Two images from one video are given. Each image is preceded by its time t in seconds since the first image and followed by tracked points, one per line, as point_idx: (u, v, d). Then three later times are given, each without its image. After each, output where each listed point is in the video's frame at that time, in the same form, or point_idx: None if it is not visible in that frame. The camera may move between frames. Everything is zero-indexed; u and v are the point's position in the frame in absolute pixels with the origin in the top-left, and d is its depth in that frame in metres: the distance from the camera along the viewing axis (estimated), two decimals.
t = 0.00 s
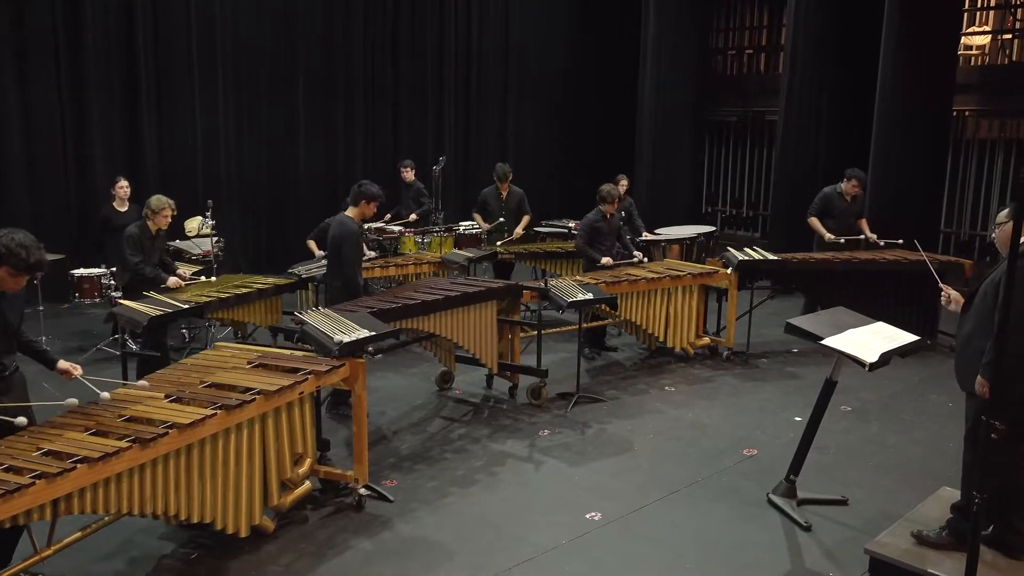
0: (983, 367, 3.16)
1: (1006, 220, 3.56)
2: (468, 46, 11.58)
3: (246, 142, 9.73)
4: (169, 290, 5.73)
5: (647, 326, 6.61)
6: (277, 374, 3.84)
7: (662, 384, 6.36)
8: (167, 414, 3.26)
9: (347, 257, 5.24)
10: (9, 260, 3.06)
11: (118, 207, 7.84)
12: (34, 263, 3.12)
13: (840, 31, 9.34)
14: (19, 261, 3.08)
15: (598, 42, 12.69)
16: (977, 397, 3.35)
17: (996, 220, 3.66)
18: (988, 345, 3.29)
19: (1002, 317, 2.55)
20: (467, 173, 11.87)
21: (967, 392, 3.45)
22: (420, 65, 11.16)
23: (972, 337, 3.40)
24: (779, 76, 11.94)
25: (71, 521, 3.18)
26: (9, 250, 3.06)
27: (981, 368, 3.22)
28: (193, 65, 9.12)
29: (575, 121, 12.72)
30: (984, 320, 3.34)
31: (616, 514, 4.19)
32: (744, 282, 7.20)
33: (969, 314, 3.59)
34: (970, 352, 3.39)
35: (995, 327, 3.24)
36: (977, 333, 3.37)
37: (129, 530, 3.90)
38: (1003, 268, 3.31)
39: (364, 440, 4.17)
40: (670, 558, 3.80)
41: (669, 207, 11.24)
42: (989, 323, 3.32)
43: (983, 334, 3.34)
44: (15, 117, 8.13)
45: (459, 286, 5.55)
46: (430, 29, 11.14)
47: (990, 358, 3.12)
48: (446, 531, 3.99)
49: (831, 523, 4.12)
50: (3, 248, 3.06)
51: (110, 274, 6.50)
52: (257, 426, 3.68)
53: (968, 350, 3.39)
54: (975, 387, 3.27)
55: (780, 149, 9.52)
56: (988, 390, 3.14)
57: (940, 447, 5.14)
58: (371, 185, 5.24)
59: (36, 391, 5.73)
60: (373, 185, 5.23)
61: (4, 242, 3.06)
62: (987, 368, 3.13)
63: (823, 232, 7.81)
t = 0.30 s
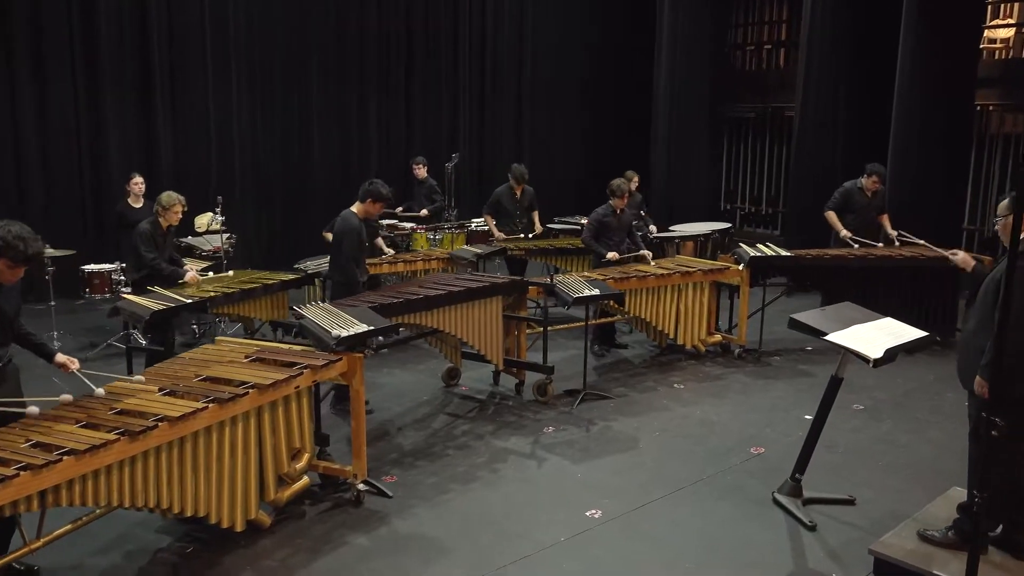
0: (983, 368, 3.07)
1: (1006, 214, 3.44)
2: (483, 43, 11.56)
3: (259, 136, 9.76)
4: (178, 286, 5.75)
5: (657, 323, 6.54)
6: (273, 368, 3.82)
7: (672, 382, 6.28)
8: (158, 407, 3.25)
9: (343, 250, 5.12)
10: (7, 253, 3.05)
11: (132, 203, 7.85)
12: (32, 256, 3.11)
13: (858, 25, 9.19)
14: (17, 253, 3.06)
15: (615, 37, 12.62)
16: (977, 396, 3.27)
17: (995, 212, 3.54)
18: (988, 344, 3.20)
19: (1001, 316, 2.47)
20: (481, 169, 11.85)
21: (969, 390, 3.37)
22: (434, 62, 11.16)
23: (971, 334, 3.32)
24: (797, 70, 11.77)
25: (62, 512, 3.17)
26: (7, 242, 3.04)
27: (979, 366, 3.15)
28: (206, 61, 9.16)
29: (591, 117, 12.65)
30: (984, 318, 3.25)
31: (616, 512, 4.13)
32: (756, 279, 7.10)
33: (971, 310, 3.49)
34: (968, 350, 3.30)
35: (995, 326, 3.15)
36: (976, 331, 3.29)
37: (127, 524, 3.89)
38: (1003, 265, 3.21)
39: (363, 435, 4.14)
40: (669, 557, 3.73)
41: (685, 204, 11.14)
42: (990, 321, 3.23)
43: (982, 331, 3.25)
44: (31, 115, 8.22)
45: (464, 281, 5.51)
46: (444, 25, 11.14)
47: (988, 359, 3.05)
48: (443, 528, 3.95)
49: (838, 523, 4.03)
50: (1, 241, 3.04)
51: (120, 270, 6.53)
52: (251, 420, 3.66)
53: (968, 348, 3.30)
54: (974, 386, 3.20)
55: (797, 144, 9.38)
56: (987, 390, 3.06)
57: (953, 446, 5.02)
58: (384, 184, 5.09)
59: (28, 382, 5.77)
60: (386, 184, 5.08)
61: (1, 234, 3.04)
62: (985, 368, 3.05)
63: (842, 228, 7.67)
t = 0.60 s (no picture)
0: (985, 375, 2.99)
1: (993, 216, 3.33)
2: (504, 39, 11.54)
3: (281, 132, 9.80)
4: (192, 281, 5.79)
5: (672, 320, 6.46)
6: (275, 362, 3.82)
7: (686, 379, 6.21)
8: (157, 400, 3.27)
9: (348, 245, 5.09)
10: (7, 254, 3.07)
11: (154, 200, 7.86)
12: (32, 258, 3.13)
13: (884, 16, 9.01)
14: (16, 255, 3.08)
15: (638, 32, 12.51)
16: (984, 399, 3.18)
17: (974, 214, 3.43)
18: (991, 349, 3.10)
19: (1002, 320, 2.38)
20: (502, 165, 11.83)
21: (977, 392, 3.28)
22: (456, 59, 11.17)
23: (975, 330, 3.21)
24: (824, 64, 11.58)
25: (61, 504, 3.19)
26: (8, 243, 3.07)
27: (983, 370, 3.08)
28: (228, 58, 9.22)
29: (613, 112, 12.57)
30: (985, 322, 3.15)
31: (620, 510, 4.10)
32: (775, 276, 6.99)
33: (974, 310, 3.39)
34: (973, 348, 3.19)
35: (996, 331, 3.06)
36: (978, 336, 3.19)
37: (132, 516, 3.92)
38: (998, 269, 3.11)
39: (367, 430, 4.14)
40: (671, 557, 3.68)
41: (708, 200, 11.01)
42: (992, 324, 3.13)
43: (985, 331, 3.14)
44: (57, 113, 8.30)
45: (476, 277, 5.48)
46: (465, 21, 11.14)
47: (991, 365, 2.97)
48: (445, 524, 3.93)
49: (847, 524, 3.95)
50: (3, 242, 3.06)
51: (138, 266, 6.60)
52: (253, 413, 3.67)
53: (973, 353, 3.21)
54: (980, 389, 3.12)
55: (821, 138, 9.22)
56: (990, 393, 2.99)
57: (972, 447, 4.89)
58: (388, 178, 5.02)
59: (27, 372, 5.85)
60: (390, 178, 5.05)
61: (4, 235, 3.07)
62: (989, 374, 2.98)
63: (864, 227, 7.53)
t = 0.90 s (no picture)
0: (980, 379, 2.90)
1: (979, 210, 3.23)
2: (522, 37, 11.54)
3: (298, 132, 9.87)
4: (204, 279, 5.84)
5: (683, 318, 6.40)
6: (275, 358, 3.85)
7: (698, 378, 6.15)
8: (153, 395, 3.30)
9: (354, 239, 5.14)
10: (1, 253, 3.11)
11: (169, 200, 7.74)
12: (23, 255, 3.16)
13: (905, 10, 8.86)
14: (7, 252, 3.12)
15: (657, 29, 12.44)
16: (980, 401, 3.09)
17: (962, 207, 3.33)
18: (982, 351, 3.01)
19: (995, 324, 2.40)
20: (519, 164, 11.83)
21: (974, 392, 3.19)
22: (472, 58, 11.21)
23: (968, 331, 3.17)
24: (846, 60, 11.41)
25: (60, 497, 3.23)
26: None
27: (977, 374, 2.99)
28: (245, 58, 9.29)
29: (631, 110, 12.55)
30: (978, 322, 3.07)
31: (620, 508, 4.08)
32: (789, 274, 6.90)
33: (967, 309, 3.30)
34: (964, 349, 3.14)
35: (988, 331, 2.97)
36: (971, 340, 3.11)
37: (135, 510, 3.96)
38: (985, 266, 3.02)
39: (368, 426, 4.15)
40: (669, 557, 3.65)
41: (727, 197, 10.91)
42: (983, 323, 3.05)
43: (978, 331, 3.05)
44: (78, 112, 8.42)
45: (482, 275, 5.47)
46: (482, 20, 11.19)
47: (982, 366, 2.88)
48: (444, 521, 3.93)
49: (851, 526, 3.89)
50: None
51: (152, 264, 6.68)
52: (252, 409, 3.69)
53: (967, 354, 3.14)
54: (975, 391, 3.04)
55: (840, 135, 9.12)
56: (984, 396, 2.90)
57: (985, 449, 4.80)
58: (394, 171, 5.03)
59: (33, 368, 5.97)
60: (396, 172, 5.04)
61: None
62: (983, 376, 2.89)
63: (883, 226, 7.40)
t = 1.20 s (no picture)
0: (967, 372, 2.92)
1: (964, 206, 3.19)
2: (541, 37, 11.53)
3: (316, 135, 9.94)
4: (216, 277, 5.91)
5: (693, 317, 6.36)
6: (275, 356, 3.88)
7: (707, 378, 6.11)
8: (151, 392, 3.34)
9: (360, 234, 5.17)
10: None
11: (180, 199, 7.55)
12: (19, 244, 3.23)
13: (925, 6, 8.71)
14: (5, 242, 3.19)
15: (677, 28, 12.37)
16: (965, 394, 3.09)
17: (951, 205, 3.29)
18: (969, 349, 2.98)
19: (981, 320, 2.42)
20: (537, 163, 11.83)
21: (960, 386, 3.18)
22: (490, 58, 11.23)
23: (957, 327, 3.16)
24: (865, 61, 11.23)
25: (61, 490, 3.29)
26: None
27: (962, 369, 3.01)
28: (263, 61, 9.37)
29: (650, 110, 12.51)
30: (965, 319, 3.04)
31: (620, 507, 4.06)
32: (803, 274, 6.82)
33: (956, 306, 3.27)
34: (952, 347, 3.12)
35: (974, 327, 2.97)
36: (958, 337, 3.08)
37: (139, 505, 4.02)
38: (971, 264, 2.99)
39: (369, 424, 4.17)
40: (666, 556, 3.64)
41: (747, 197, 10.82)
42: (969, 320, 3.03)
43: (966, 328, 3.03)
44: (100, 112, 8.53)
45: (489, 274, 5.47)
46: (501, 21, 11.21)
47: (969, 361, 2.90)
48: (443, 518, 3.94)
49: (853, 527, 3.84)
50: None
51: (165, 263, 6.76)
52: (252, 406, 3.72)
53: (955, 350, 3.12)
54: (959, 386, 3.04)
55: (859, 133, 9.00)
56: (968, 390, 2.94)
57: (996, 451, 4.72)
58: (400, 168, 5.09)
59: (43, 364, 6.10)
60: (400, 168, 5.10)
61: None
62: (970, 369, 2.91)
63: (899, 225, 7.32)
